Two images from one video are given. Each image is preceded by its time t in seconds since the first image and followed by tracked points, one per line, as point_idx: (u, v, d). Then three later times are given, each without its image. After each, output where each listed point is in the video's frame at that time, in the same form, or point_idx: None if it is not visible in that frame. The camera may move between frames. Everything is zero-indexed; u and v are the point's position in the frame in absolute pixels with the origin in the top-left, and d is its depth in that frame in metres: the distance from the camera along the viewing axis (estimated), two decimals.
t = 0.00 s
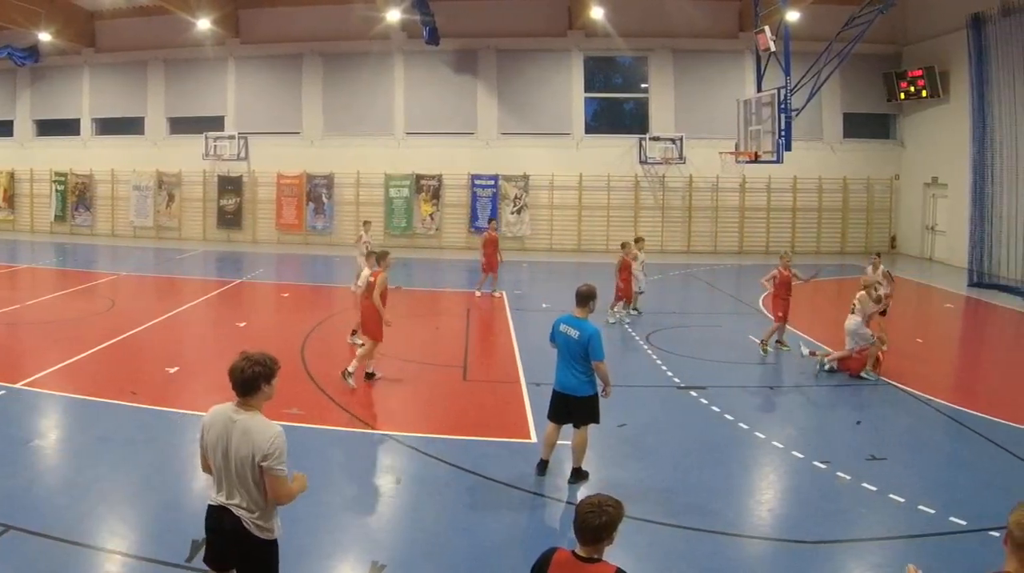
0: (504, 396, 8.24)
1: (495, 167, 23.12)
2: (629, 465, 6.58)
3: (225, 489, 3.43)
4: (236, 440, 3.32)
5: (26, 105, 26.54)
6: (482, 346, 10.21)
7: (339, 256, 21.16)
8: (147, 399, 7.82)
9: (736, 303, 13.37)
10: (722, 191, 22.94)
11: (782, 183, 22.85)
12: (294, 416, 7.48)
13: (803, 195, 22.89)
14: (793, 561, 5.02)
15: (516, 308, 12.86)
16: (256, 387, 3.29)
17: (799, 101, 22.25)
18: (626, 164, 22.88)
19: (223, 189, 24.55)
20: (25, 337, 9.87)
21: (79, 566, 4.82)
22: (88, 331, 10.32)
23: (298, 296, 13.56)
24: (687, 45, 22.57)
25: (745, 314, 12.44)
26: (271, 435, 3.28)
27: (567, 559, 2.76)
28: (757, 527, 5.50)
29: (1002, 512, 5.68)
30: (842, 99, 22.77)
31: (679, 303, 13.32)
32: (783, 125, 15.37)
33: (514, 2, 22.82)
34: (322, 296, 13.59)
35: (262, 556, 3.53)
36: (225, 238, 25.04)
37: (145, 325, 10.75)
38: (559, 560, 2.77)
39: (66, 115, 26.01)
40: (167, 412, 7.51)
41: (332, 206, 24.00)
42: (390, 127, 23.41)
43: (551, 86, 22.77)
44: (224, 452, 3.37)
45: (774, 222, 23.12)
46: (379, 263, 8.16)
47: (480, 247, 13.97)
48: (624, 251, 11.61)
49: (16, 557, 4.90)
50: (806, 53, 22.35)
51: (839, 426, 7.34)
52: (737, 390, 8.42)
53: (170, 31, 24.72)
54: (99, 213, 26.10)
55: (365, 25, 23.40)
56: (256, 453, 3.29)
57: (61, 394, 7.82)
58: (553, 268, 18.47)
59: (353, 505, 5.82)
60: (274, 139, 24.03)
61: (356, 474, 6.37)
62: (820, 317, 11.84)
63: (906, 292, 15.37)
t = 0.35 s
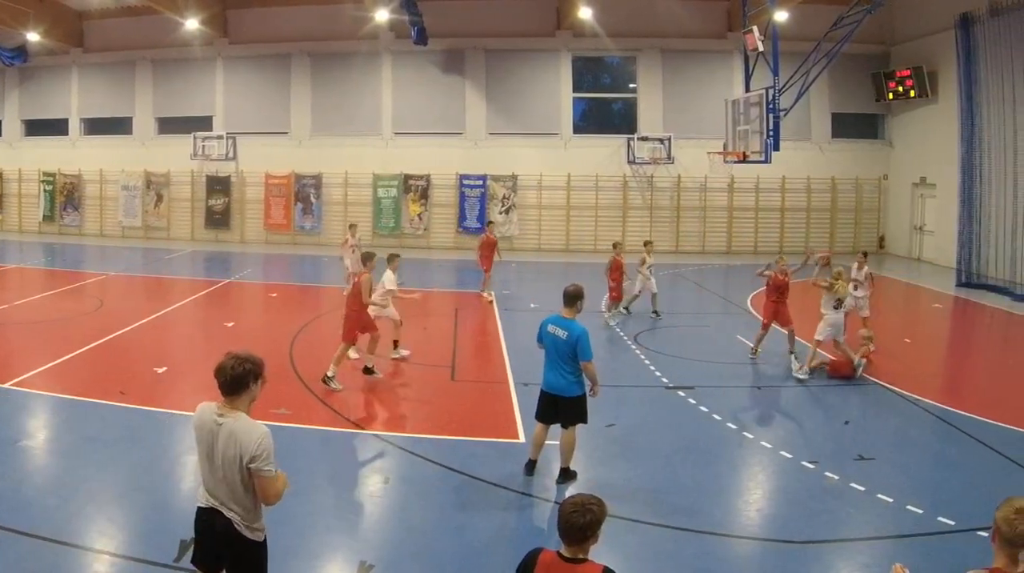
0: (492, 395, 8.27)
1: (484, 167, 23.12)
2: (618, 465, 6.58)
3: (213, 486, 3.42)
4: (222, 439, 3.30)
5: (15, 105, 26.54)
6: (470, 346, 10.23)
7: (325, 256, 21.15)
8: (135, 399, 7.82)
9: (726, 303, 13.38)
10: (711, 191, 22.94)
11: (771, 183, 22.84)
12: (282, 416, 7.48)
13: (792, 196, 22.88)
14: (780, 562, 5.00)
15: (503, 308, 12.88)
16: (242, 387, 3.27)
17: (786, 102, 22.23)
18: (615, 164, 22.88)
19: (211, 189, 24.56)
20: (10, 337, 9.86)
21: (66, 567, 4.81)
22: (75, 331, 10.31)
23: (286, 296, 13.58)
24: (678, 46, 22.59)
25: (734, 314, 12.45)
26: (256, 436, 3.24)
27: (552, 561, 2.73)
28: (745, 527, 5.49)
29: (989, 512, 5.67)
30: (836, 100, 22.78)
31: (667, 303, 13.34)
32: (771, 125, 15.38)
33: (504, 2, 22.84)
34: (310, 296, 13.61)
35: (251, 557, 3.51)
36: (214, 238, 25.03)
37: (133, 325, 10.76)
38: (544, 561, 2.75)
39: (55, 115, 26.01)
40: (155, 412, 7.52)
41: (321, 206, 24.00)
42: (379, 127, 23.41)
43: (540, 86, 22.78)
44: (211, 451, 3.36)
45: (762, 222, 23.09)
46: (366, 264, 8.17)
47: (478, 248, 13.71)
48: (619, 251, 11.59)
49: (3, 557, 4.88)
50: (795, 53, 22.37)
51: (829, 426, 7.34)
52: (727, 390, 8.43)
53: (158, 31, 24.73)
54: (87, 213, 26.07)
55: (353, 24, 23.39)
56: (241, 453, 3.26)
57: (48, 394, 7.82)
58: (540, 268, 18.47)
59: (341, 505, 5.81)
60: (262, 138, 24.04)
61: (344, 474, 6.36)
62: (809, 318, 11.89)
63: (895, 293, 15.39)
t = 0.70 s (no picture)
0: (492, 395, 8.27)
1: (484, 167, 23.12)
2: (617, 465, 6.58)
3: (213, 486, 3.43)
4: (220, 441, 3.30)
5: (15, 105, 26.56)
6: (469, 346, 10.23)
7: (325, 256, 21.15)
8: (135, 399, 7.83)
9: (726, 303, 13.39)
10: (711, 191, 22.95)
11: (771, 183, 22.85)
12: (282, 416, 7.48)
13: (792, 195, 22.89)
14: (780, 561, 5.00)
15: (503, 308, 12.89)
16: (239, 389, 3.27)
17: (785, 102, 22.24)
18: (615, 164, 22.89)
19: (212, 189, 24.56)
20: (10, 337, 9.86)
21: (65, 567, 4.81)
22: (75, 331, 10.32)
23: (286, 296, 13.59)
24: (678, 46, 22.59)
25: (733, 314, 12.47)
26: (253, 437, 3.24)
27: (549, 560, 2.74)
28: (746, 527, 5.49)
29: (989, 511, 5.68)
30: (836, 100, 22.79)
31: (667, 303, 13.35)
32: (771, 125, 15.39)
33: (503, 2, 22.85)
34: (310, 296, 13.61)
35: (253, 559, 3.51)
36: (213, 238, 25.02)
37: (133, 325, 10.76)
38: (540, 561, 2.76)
39: (55, 115, 26.01)
40: (155, 412, 7.52)
41: (321, 206, 23.98)
42: (379, 127, 23.42)
43: (540, 86, 22.79)
44: (210, 453, 3.35)
45: (762, 222, 23.11)
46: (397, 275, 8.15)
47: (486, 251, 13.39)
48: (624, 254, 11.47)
49: (3, 557, 4.88)
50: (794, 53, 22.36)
51: (829, 427, 7.35)
52: (726, 389, 8.45)
53: (157, 31, 24.73)
54: (87, 213, 26.05)
55: (353, 24, 23.39)
56: (239, 455, 3.26)
57: (49, 394, 7.82)
58: (540, 268, 18.47)
59: (340, 504, 5.82)
60: (262, 139, 24.05)
61: (344, 474, 6.37)
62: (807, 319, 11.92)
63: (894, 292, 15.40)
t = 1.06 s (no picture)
0: (492, 396, 8.27)
1: (484, 167, 23.13)
2: (617, 465, 6.58)
3: (215, 490, 3.42)
4: (222, 443, 3.30)
5: (15, 105, 26.54)
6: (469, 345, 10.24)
7: (325, 256, 21.15)
8: (135, 399, 7.83)
9: (726, 303, 13.41)
10: (711, 191, 22.95)
11: (771, 183, 22.86)
12: (282, 416, 7.49)
13: (792, 195, 22.89)
14: (781, 562, 5.00)
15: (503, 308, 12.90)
16: (240, 392, 3.27)
17: (785, 102, 22.24)
18: (615, 163, 22.89)
19: (212, 189, 24.57)
20: (10, 337, 9.85)
21: (65, 567, 4.81)
22: (75, 331, 10.32)
23: (286, 296, 13.60)
24: (677, 46, 22.60)
25: (733, 314, 12.48)
26: (258, 437, 3.26)
27: (548, 558, 2.75)
28: (745, 527, 5.49)
29: (989, 511, 5.68)
30: (835, 100, 22.79)
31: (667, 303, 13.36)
32: (772, 125, 15.39)
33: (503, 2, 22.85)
34: (310, 296, 13.61)
35: (256, 559, 3.51)
36: (214, 238, 25.03)
37: (133, 325, 10.76)
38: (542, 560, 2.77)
39: (55, 115, 26.00)
40: (155, 412, 7.52)
41: (321, 206, 23.98)
42: (378, 127, 23.42)
43: (540, 86, 22.80)
44: (212, 455, 3.35)
45: (762, 222, 23.12)
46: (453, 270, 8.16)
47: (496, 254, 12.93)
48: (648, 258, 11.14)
49: (3, 558, 4.88)
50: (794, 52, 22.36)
51: (829, 426, 7.36)
52: (726, 389, 8.46)
53: (157, 30, 24.73)
54: (87, 213, 26.05)
55: (353, 24, 23.40)
56: (244, 455, 3.27)
57: (49, 394, 7.82)
58: (540, 268, 18.47)
59: (340, 504, 5.82)
60: (262, 139, 24.05)
61: (344, 474, 6.37)
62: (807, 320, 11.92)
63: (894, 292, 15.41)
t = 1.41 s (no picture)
0: (493, 396, 8.27)
1: (483, 167, 23.12)
2: (617, 465, 6.57)
3: (216, 491, 3.42)
4: (226, 444, 3.31)
5: (15, 105, 26.54)
6: (469, 346, 10.23)
7: (325, 256, 21.15)
8: (134, 399, 7.83)
9: (726, 303, 13.41)
10: (711, 191, 22.95)
11: (771, 183, 22.86)
12: (282, 416, 7.49)
13: (792, 195, 22.89)
14: (781, 561, 5.00)
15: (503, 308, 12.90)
16: (247, 395, 3.28)
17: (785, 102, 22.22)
18: (616, 164, 22.89)
19: (212, 189, 24.57)
20: (10, 336, 9.85)
21: (64, 567, 4.81)
22: (75, 330, 10.33)
23: (286, 296, 13.60)
24: (677, 46, 22.59)
25: (733, 314, 12.48)
26: (261, 441, 3.26)
27: (551, 555, 2.74)
28: (745, 527, 5.49)
29: (989, 511, 5.67)
30: (835, 100, 22.79)
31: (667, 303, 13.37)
32: (772, 124, 15.38)
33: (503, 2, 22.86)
34: (310, 297, 13.61)
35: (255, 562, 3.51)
36: (213, 238, 25.04)
37: (133, 325, 10.76)
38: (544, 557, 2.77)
39: (55, 115, 26.01)
40: (155, 412, 7.52)
41: (321, 206, 23.98)
42: (378, 127, 23.43)
43: (539, 86, 22.80)
44: (215, 456, 3.35)
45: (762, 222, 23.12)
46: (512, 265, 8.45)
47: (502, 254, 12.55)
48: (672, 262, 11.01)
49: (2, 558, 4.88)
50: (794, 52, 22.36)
51: (829, 426, 7.35)
52: (726, 389, 8.46)
53: (157, 31, 24.74)
54: (87, 213, 26.05)
55: (353, 24, 23.41)
56: (246, 458, 3.26)
57: (48, 394, 7.82)
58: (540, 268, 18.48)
59: (340, 504, 5.82)
60: (262, 140, 24.05)
61: (343, 474, 6.37)
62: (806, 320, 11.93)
63: (894, 292, 15.41)
